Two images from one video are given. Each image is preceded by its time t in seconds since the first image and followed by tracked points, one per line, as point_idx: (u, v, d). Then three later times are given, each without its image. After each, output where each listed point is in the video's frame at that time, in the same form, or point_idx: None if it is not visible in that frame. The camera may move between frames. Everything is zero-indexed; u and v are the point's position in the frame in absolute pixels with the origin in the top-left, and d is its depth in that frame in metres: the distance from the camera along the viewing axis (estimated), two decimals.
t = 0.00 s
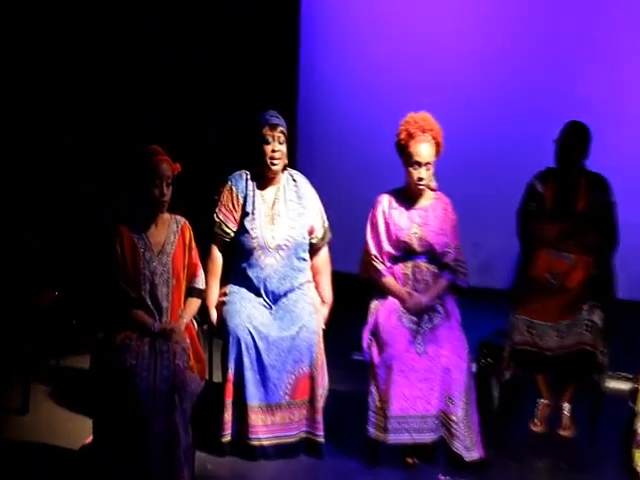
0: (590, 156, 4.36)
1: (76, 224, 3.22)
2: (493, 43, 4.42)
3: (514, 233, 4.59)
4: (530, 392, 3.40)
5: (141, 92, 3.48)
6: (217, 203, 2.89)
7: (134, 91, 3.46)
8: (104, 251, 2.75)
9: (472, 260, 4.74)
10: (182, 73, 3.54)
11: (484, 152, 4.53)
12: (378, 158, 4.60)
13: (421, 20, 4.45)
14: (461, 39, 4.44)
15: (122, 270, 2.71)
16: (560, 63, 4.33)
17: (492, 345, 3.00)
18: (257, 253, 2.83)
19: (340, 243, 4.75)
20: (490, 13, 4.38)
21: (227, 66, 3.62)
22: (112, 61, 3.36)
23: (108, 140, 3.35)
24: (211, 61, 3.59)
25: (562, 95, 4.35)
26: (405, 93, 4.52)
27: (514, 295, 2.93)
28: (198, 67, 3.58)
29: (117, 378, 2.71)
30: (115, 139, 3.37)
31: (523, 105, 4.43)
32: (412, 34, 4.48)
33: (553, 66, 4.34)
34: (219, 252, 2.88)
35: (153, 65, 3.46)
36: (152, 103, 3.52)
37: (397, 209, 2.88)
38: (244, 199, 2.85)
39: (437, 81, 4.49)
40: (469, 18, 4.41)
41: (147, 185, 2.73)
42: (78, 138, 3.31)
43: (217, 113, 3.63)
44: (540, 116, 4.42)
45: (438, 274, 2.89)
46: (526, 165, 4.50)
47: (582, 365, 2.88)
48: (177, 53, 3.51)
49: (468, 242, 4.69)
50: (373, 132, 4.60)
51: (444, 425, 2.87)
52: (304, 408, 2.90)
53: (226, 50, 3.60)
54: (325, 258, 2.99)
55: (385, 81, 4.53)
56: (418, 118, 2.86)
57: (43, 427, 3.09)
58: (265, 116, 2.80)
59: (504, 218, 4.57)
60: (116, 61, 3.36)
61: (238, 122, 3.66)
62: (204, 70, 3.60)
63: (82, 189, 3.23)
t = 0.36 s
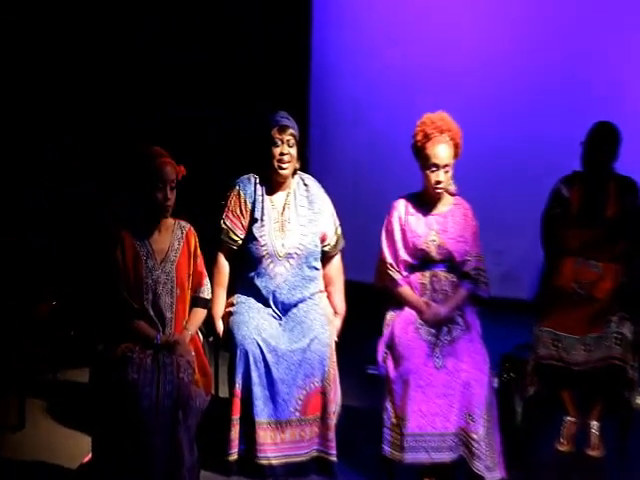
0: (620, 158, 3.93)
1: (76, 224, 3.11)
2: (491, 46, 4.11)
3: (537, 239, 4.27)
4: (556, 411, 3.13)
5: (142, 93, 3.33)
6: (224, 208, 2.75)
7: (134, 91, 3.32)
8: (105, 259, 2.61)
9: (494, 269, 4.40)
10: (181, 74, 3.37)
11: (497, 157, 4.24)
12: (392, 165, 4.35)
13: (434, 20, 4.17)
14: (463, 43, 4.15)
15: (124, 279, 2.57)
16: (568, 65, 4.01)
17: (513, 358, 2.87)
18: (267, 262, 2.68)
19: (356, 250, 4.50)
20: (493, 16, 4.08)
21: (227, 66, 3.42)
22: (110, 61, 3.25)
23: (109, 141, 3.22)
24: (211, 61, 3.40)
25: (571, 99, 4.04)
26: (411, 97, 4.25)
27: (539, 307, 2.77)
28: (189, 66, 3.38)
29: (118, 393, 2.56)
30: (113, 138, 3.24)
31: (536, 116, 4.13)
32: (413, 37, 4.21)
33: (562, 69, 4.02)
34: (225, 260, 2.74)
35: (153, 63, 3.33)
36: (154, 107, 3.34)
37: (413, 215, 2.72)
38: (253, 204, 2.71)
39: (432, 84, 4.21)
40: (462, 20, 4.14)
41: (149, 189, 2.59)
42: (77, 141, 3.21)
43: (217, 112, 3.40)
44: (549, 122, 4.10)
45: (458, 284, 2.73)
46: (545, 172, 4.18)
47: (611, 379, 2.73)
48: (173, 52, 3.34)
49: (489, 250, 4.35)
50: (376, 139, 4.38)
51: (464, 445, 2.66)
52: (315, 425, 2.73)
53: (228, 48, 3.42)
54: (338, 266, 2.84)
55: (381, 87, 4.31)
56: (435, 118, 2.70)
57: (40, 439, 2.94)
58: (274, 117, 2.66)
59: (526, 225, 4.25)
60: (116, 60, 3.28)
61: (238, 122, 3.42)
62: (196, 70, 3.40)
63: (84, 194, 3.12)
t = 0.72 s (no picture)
0: None
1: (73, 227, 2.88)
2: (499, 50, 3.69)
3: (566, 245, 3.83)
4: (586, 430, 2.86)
5: (114, 72, 2.85)
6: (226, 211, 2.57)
7: (104, 73, 2.84)
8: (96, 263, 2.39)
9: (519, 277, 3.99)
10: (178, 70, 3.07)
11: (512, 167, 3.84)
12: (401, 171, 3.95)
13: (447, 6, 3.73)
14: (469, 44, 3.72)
15: (119, 287, 2.37)
16: (592, 68, 3.57)
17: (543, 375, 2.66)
18: (273, 269, 2.47)
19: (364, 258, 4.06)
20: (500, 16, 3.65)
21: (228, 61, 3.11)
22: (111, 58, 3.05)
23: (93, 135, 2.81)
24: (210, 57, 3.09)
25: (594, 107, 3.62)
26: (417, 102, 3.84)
27: (568, 316, 2.56)
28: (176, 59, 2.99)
29: (112, 410, 2.36)
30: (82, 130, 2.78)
31: (557, 117, 3.70)
32: (414, 39, 3.79)
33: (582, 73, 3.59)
34: (228, 267, 2.57)
35: (129, 44, 2.87)
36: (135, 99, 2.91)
37: (431, 219, 2.53)
38: (258, 206, 2.51)
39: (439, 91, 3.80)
40: (466, 24, 3.70)
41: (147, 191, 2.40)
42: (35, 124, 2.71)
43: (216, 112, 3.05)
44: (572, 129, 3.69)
45: (479, 293, 2.52)
46: (568, 183, 3.75)
47: None
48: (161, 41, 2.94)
49: (514, 256, 3.94)
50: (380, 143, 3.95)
51: (487, 467, 2.44)
52: (326, 445, 2.49)
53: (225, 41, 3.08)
54: (349, 275, 2.65)
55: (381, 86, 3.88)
56: (453, 114, 2.50)
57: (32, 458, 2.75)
58: (280, 113, 2.49)
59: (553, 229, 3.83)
60: (73, 34, 2.75)
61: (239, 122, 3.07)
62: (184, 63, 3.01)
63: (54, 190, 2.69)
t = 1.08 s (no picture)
0: None
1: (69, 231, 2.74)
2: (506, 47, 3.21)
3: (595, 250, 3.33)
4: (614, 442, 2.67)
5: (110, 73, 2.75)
6: (228, 212, 2.40)
7: (103, 73, 2.74)
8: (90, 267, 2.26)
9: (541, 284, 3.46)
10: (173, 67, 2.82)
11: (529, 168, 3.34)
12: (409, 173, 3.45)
13: None
14: (471, 38, 3.23)
15: (114, 292, 2.24)
16: (612, 63, 3.12)
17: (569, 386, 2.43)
18: (279, 275, 2.32)
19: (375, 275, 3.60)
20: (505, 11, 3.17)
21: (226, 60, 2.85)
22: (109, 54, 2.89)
23: (92, 138, 2.72)
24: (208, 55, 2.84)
25: (620, 100, 3.15)
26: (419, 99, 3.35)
27: (596, 324, 2.36)
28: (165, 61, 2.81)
29: (105, 425, 2.21)
30: (83, 135, 2.71)
31: (580, 96, 3.20)
32: (408, 30, 3.28)
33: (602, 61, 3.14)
34: (231, 272, 2.39)
35: (127, 44, 2.77)
36: (133, 100, 2.78)
37: (448, 222, 2.36)
38: (263, 207, 2.36)
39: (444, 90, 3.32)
40: (463, 22, 3.22)
41: (145, 191, 2.24)
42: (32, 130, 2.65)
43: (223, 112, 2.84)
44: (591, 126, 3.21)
45: (500, 301, 2.36)
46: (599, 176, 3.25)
47: None
48: (157, 38, 2.79)
49: (537, 260, 3.43)
50: (380, 142, 3.46)
51: None
52: (335, 464, 2.31)
53: (220, 33, 2.83)
54: (360, 280, 2.48)
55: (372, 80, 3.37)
56: (469, 108, 2.31)
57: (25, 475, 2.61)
58: (287, 107, 2.33)
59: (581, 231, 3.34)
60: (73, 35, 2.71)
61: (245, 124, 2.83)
62: (175, 65, 2.81)
63: (53, 198, 2.64)
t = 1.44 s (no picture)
0: None
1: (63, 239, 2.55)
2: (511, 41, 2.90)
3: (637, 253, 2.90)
4: None
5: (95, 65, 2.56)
6: (230, 214, 2.20)
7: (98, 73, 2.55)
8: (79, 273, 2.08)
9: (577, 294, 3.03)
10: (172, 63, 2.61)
11: (559, 161, 2.94)
12: (432, 169, 3.06)
13: None
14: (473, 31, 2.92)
15: (105, 302, 2.04)
16: None
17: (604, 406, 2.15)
18: (284, 283, 2.11)
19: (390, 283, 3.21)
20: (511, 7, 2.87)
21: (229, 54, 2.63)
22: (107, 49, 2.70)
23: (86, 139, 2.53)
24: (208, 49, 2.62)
25: None
26: (440, 86, 2.99)
27: (634, 339, 2.09)
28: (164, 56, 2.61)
29: (93, 448, 2.01)
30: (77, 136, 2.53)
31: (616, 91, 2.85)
32: (413, 15, 2.96)
33: None
34: (232, 279, 2.19)
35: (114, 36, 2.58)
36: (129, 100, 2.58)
37: (471, 225, 2.16)
38: (267, 208, 2.16)
39: (457, 72, 2.96)
40: None
41: (139, 190, 2.05)
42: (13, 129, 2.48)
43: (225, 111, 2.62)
44: (607, 123, 2.86)
45: (528, 312, 2.14)
46: None
47: None
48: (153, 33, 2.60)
49: (570, 268, 3.01)
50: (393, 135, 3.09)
51: None
52: None
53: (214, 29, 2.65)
54: (374, 289, 2.27)
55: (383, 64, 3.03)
56: (495, 100, 2.11)
57: None
58: (295, 99, 2.12)
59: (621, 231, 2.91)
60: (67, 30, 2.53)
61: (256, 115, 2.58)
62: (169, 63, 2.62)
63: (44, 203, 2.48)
